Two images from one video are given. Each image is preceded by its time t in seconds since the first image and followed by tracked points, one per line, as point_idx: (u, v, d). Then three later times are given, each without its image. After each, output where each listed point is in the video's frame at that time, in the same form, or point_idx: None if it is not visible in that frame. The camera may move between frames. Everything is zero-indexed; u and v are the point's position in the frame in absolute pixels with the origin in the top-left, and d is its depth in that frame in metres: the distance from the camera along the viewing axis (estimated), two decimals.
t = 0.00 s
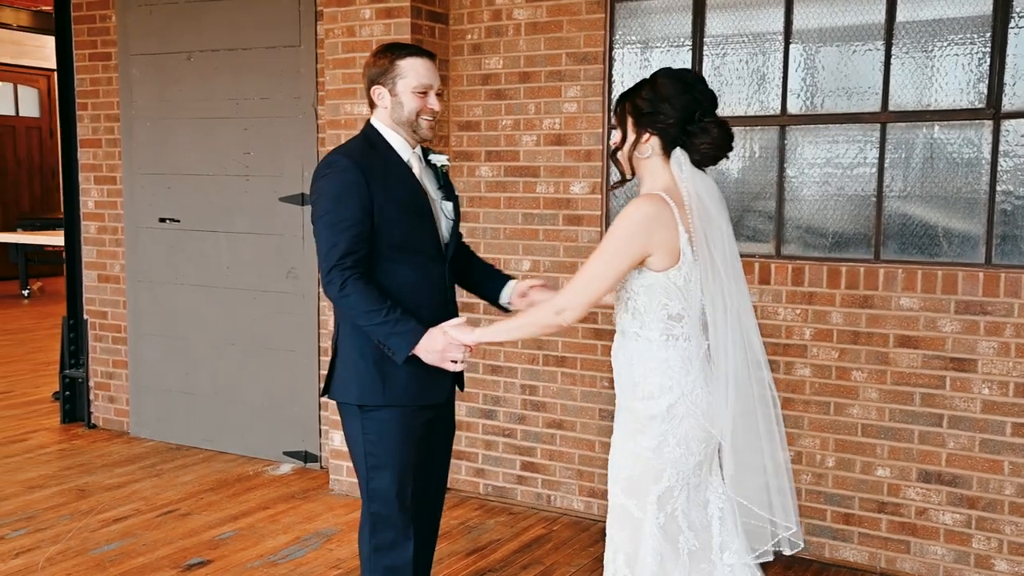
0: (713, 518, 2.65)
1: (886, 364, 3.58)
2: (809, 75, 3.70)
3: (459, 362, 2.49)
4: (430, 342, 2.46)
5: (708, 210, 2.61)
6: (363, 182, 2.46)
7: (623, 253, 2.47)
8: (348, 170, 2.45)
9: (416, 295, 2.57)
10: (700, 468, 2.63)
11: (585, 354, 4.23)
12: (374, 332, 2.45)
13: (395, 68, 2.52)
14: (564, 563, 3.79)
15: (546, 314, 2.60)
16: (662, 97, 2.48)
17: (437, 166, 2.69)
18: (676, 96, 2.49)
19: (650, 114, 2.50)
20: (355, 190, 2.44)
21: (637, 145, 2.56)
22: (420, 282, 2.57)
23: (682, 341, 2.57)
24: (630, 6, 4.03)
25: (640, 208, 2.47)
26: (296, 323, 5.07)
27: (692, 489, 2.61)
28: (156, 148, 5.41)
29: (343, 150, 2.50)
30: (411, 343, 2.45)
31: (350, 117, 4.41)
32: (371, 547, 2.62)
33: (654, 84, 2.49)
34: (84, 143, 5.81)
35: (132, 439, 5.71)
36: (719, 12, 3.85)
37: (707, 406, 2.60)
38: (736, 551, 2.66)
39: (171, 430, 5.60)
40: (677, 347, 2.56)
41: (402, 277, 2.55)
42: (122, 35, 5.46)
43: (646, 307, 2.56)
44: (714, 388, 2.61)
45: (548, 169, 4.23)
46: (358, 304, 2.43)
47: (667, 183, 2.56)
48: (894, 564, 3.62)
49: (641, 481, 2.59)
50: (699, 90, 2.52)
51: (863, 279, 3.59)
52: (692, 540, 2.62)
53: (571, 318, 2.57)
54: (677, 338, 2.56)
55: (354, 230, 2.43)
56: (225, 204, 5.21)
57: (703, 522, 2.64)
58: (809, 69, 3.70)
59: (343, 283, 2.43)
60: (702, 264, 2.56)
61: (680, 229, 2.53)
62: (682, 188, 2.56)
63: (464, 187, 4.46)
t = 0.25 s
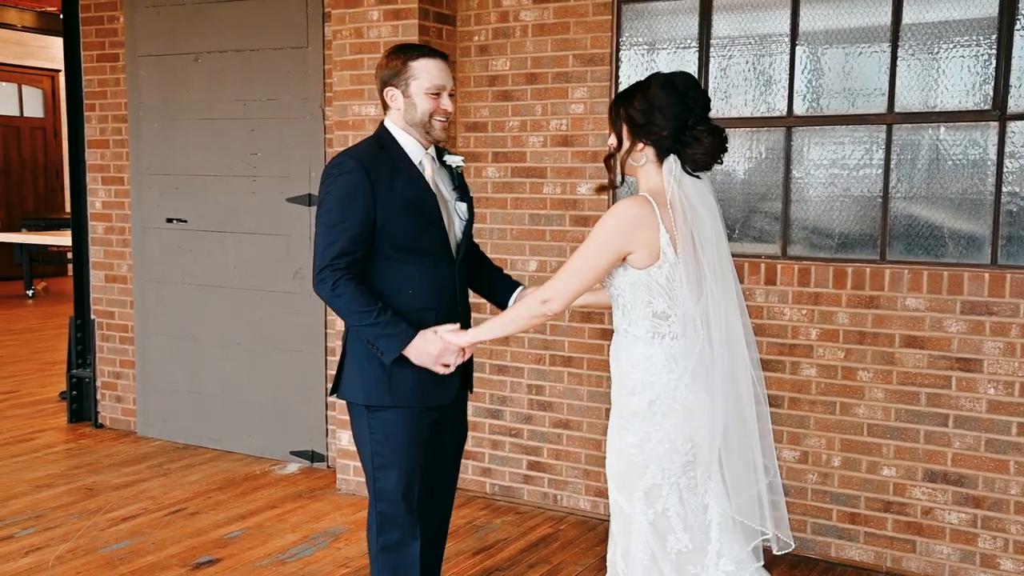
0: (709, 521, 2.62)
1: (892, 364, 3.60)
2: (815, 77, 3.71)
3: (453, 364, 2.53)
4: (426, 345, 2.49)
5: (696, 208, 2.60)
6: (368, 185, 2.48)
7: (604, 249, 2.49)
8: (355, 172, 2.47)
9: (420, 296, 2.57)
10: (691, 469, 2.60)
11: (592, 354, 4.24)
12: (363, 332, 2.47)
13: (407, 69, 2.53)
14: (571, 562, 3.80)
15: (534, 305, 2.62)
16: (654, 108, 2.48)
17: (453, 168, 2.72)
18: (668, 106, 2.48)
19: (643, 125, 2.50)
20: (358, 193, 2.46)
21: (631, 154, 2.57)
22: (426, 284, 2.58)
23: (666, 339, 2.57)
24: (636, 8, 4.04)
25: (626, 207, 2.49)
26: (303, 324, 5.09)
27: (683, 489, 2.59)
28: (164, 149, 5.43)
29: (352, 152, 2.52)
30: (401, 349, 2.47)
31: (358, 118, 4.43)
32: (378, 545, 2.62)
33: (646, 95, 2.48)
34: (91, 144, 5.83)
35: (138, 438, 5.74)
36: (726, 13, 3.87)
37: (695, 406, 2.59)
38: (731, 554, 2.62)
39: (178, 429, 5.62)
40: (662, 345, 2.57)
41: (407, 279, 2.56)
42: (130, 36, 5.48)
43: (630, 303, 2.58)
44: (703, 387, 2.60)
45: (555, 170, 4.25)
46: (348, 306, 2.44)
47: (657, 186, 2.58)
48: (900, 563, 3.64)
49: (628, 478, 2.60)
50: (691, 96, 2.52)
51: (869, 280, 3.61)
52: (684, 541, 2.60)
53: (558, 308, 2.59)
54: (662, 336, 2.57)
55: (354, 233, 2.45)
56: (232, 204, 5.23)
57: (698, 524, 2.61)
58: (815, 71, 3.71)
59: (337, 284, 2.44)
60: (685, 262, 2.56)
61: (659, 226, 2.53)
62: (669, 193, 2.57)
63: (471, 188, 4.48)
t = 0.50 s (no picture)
0: (701, 515, 2.64)
1: (896, 363, 3.62)
2: (820, 77, 3.74)
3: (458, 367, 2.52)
4: (429, 351, 2.49)
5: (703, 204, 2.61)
6: (376, 184, 2.50)
7: (611, 238, 2.50)
8: (363, 173, 2.49)
9: (429, 295, 2.59)
10: (686, 462, 2.62)
11: (597, 353, 4.27)
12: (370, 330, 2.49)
13: (417, 70, 2.55)
14: (577, 560, 3.83)
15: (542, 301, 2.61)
16: (665, 109, 2.48)
17: (463, 168, 2.75)
18: (678, 107, 2.49)
19: (655, 126, 2.51)
20: (369, 194, 2.48)
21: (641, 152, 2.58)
22: (435, 284, 2.60)
23: (668, 333, 2.58)
24: (641, 9, 4.07)
25: (634, 198, 2.51)
26: (309, 323, 5.12)
27: (678, 482, 2.61)
28: (170, 149, 5.45)
29: (361, 151, 2.54)
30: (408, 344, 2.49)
31: (364, 118, 4.46)
32: (388, 542, 2.64)
33: (656, 96, 2.49)
34: (97, 144, 5.86)
35: (144, 437, 5.76)
36: (730, 14, 3.90)
37: (693, 401, 2.61)
38: (721, 549, 2.65)
39: (184, 429, 5.64)
40: (664, 340, 2.58)
41: (416, 278, 2.58)
42: (136, 36, 5.51)
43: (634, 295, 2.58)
44: (704, 382, 2.61)
45: (560, 170, 4.27)
46: (355, 303, 2.46)
47: (667, 184, 2.59)
48: (905, 561, 3.66)
49: (625, 470, 2.61)
50: (698, 96, 2.53)
51: (873, 279, 3.63)
52: (678, 535, 2.61)
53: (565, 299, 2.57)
54: (664, 330, 2.58)
55: (362, 231, 2.47)
56: (238, 204, 5.25)
57: (692, 518, 2.63)
58: (820, 71, 3.74)
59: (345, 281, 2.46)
60: (690, 259, 2.57)
61: (670, 221, 2.54)
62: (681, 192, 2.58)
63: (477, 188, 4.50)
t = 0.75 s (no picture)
0: (722, 521, 2.58)
1: (899, 362, 3.63)
2: (824, 77, 3.75)
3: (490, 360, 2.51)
4: (452, 347, 2.49)
5: (717, 205, 2.57)
6: (392, 184, 2.51)
7: (644, 252, 2.43)
8: (378, 172, 2.50)
9: (440, 294, 2.61)
10: (708, 468, 2.56)
11: (601, 352, 4.28)
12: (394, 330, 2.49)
13: (427, 71, 2.57)
14: (581, 559, 3.84)
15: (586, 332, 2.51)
16: (679, 106, 2.45)
17: (471, 168, 2.75)
18: (693, 104, 2.46)
19: (667, 123, 2.48)
20: (384, 193, 2.49)
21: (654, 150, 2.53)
22: (447, 283, 2.62)
23: (687, 336, 2.52)
24: (645, 9, 4.08)
25: (650, 204, 2.44)
26: (313, 323, 5.13)
27: (699, 488, 2.56)
28: (174, 149, 5.47)
29: (373, 151, 2.56)
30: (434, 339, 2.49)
31: (368, 119, 4.48)
32: (399, 541, 2.66)
33: (671, 94, 2.46)
34: (101, 144, 5.87)
35: (149, 437, 5.78)
36: (734, 14, 3.91)
37: (712, 405, 2.55)
38: (742, 556, 2.58)
39: (188, 428, 5.66)
40: (682, 343, 2.53)
41: (429, 277, 2.59)
42: (140, 37, 5.52)
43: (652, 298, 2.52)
44: (723, 385, 2.56)
45: (564, 170, 4.28)
46: (377, 302, 2.47)
47: (680, 184, 2.53)
48: (908, 559, 3.68)
49: (645, 476, 2.57)
50: (712, 97, 2.50)
51: (877, 279, 3.64)
52: (697, 540, 2.57)
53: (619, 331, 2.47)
54: (682, 333, 2.52)
55: (379, 231, 2.48)
56: (242, 204, 5.26)
57: (712, 523, 2.57)
58: (824, 72, 3.75)
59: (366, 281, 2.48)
60: (708, 261, 2.53)
61: (687, 221, 2.49)
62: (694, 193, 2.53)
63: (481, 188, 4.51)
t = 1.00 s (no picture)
0: (736, 526, 2.52)
1: (899, 362, 3.64)
2: (825, 77, 3.75)
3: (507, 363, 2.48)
4: (467, 348, 2.45)
5: (726, 206, 2.54)
6: (403, 183, 2.52)
7: (654, 258, 2.37)
8: (388, 170, 2.51)
9: (449, 293, 2.61)
10: (721, 472, 2.50)
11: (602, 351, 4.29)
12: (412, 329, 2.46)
13: (433, 71, 2.58)
14: (582, 557, 3.85)
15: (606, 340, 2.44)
16: (686, 103, 2.41)
17: (476, 168, 2.73)
18: (700, 101, 2.41)
19: (673, 120, 2.44)
20: (394, 191, 2.50)
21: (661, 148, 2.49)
22: (455, 282, 2.62)
23: (698, 341, 2.49)
24: (645, 9, 4.09)
25: (656, 206, 2.38)
26: (314, 323, 5.13)
27: (712, 492, 2.50)
28: (174, 149, 5.47)
29: (382, 151, 2.56)
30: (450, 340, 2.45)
31: (369, 119, 4.50)
32: (404, 540, 2.65)
33: (678, 90, 2.42)
34: (101, 144, 5.88)
35: (149, 437, 5.78)
36: (735, 14, 3.92)
37: (725, 409, 2.51)
38: (756, 561, 2.53)
39: (189, 428, 5.66)
40: (694, 347, 2.49)
41: (437, 276, 2.59)
42: (141, 37, 5.53)
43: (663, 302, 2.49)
44: (736, 389, 2.52)
45: (565, 170, 4.29)
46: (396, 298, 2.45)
47: (687, 183, 2.48)
48: (908, 558, 3.68)
49: (658, 480, 2.52)
50: (722, 94, 2.45)
51: (877, 278, 3.65)
52: (710, 546, 2.50)
53: (633, 338, 2.39)
54: (693, 337, 2.49)
55: (392, 229, 2.48)
56: (243, 204, 5.27)
57: (726, 528, 2.51)
58: (824, 71, 3.75)
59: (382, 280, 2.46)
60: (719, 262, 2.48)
61: (694, 221, 2.43)
62: (701, 190, 2.48)
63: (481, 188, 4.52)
